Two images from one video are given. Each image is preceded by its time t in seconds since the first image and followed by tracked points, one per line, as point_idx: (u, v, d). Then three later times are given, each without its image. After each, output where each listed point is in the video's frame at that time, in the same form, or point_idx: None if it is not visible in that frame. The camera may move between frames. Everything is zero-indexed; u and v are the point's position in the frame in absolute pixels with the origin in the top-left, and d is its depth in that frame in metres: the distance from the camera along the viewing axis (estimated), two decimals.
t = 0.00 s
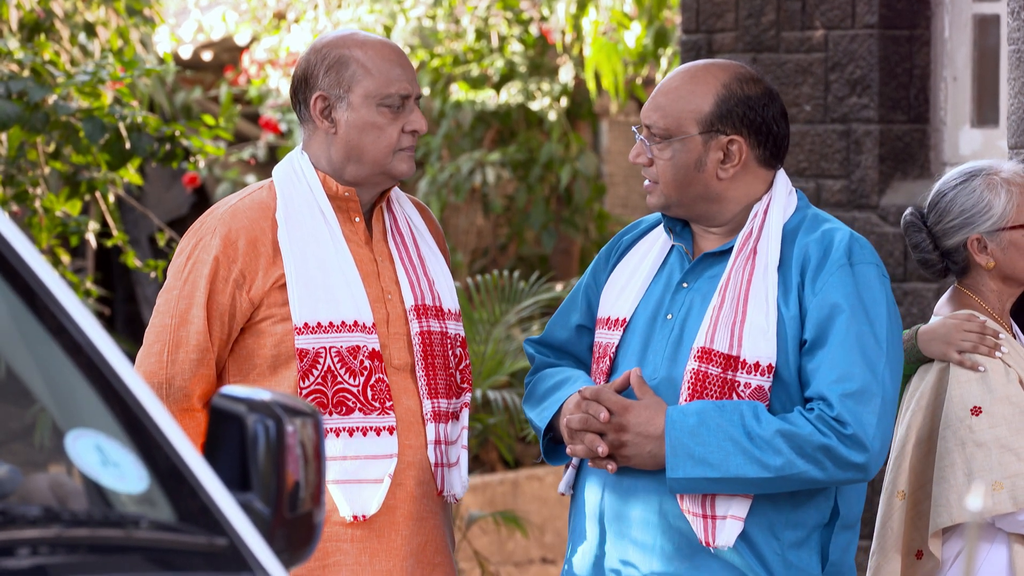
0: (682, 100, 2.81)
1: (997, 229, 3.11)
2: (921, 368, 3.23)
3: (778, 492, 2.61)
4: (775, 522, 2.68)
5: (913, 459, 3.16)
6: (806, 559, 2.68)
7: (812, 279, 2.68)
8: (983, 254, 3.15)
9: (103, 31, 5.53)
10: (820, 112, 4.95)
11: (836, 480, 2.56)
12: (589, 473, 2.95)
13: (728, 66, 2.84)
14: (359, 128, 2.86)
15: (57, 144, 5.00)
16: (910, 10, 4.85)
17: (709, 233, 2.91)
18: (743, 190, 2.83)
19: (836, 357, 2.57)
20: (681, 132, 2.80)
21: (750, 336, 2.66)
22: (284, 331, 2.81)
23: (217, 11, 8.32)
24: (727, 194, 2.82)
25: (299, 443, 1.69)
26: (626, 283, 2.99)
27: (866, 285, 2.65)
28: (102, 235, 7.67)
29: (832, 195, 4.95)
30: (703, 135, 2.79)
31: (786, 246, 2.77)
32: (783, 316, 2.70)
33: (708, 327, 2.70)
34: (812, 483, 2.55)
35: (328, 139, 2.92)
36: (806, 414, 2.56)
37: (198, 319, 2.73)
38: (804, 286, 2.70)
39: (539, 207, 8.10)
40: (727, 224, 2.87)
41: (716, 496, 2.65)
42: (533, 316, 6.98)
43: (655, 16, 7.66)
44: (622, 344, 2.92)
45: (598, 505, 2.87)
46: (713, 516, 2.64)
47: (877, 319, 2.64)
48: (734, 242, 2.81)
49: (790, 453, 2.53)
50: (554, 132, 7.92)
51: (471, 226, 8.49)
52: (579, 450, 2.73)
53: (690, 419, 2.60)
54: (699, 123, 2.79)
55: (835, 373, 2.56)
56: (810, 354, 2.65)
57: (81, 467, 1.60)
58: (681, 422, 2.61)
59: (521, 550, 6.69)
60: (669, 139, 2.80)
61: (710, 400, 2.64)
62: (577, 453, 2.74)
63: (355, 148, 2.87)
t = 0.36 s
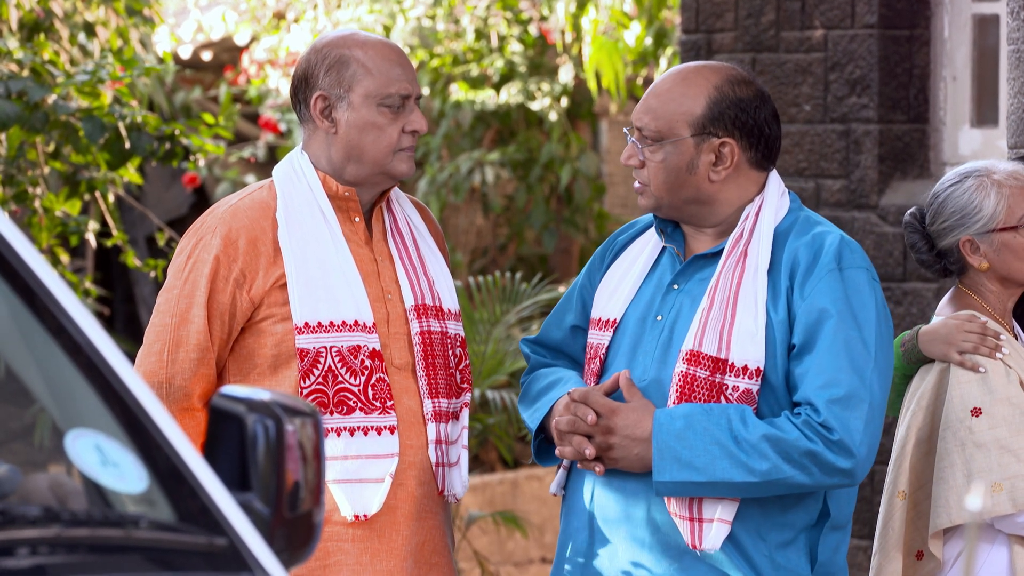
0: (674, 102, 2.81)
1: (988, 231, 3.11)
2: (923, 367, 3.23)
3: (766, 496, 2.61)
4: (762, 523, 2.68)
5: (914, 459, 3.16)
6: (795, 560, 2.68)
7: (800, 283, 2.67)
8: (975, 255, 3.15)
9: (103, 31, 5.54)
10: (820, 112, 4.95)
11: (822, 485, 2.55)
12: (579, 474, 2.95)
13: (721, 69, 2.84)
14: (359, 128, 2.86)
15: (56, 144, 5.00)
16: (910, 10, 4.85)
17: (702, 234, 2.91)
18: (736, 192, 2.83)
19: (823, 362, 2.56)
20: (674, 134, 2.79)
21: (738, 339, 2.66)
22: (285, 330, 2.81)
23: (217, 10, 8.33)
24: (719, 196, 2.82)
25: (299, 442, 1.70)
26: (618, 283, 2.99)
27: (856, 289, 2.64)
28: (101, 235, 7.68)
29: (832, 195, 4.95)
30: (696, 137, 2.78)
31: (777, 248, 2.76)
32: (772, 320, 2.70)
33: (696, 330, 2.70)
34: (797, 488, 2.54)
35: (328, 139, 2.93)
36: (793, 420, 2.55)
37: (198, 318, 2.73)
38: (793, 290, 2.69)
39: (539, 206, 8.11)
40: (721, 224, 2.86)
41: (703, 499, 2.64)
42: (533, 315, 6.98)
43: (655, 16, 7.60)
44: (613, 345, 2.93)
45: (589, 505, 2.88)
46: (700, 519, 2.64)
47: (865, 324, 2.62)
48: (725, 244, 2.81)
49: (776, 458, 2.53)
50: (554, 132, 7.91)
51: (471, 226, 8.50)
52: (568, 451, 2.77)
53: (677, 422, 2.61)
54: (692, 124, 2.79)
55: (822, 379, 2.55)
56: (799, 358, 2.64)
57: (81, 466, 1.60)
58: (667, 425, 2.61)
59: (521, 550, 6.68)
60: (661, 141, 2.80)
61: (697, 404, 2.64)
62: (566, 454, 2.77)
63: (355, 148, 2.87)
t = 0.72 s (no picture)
0: (674, 101, 2.81)
1: (986, 226, 3.11)
2: (926, 365, 3.23)
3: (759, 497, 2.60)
4: (757, 523, 2.68)
5: (916, 456, 3.16)
6: (790, 561, 2.67)
7: (797, 285, 2.66)
8: (976, 251, 3.15)
9: (104, 29, 5.53)
10: (820, 110, 4.96)
11: (815, 488, 2.54)
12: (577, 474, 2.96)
13: (721, 67, 2.84)
14: (361, 125, 2.86)
15: (57, 142, 5.00)
16: (910, 8, 4.86)
17: (703, 233, 2.91)
18: (736, 190, 2.82)
19: (817, 365, 2.55)
20: (673, 132, 2.79)
21: (734, 340, 2.66)
22: (288, 328, 2.81)
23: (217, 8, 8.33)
24: (719, 194, 2.82)
25: (299, 440, 1.70)
26: (620, 281, 3.00)
27: (853, 291, 2.63)
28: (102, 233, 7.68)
29: (832, 193, 4.95)
30: (695, 136, 2.78)
31: (776, 249, 2.76)
32: (769, 321, 2.69)
33: (693, 330, 2.70)
34: (790, 490, 2.54)
35: (330, 137, 2.93)
36: (786, 422, 2.55)
37: (201, 316, 2.73)
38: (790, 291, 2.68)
39: (539, 204, 8.11)
40: (721, 223, 2.86)
41: (696, 499, 2.64)
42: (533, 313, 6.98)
43: (656, 14, 7.59)
44: (612, 343, 2.94)
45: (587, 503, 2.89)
46: (693, 520, 2.63)
47: (862, 326, 2.62)
48: (724, 244, 2.81)
49: (768, 460, 2.52)
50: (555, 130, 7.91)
51: (471, 224, 8.52)
52: (563, 450, 2.77)
53: (671, 423, 2.61)
54: (691, 123, 2.79)
55: (816, 382, 2.54)
56: (794, 360, 2.63)
57: (81, 464, 1.60)
58: (661, 425, 2.62)
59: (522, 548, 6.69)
60: (661, 140, 2.80)
61: (692, 404, 2.64)
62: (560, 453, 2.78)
63: (357, 146, 2.87)
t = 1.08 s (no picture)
0: (676, 101, 2.81)
1: (994, 223, 3.11)
2: (929, 361, 3.23)
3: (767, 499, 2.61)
4: (768, 526, 2.67)
5: (920, 453, 3.17)
6: (801, 563, 2.67)
7: (800, 285, 2.66)
8: (982, 248, 3.16)
9: (107, 29, 5.53)
10: (823, 110, 4.96)
11: (822, 488, 2.54)
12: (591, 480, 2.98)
13: (725, 66, 2.84)
14: (367, 124, 2.86)
15: (60, 142, 5.01)
16: (913, 8, 4.85)
17: (709, 233, 2.91)
18: (741, 190, 2.82)
19: (821, 365, 2.55)
20: (676, 133, 2.79)
21: (740, 341, 2.66)
22: (295, 329, 2.81)
23: (219, 7, 8.33)
24: (723, 195, 2.81)
25: (301, 440, 1.70)
26: (628, 285, 3.01)
27: (857, 289, 2.63)
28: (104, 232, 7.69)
29: (835, 192, 4.95)
30: (698, 136, 2.78)
31: (781, 249, 2.75)
32: (773, 322, 2.69)
33: (698, 333, 2.70)
34: (797, 491, 2.54)
35: (336, 138, 2.93)
36: (791, 422, 2.55)
37: (205, 317, 2.73)
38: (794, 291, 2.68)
39: (542, 204, 8.12)
40: (727, 224, 2.86)
41: (705, 503, 2.64)
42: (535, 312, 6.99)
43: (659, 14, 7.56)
44: (621, 347, 2.95)
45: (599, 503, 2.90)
46: (702, 522, 2.64)
47: (866, 325, 2.61)
48: (729, 245, 2.81)
49: (773, 461, 2.52)
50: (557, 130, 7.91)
51: (473, 224, 8.59)
52: (571, 456, 2.79)
53: (677, 425, 2.61)
54: (694, 123, 2.78)
55: (819, 381, 2.54)
56: (799, 360, 2.63)
57: (84, 464, 1.60)
58: (667, 428, 2.62)
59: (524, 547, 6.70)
60: (664, 141, 2.80)
61: (698, 407, 2.64)
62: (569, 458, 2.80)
63: (363, 146, 2.88)
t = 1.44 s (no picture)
0: (675, 101, 2.81)
1: (994, 221, 3.11)
2: (927, 363, 3.23)
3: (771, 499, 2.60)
4: (776, 528, 2.66)
5: (917, 452, 3.17)
6: (810, 565, 2.66)
7: (801, 284, 2.66)
8: (980, 246, 3.16)
9: (107, 29, 5.53)
10: (822, 110, 4.96)
11: (825, 487, 2.53)
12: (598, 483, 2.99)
13: (724, 67, 2.83)
14: (366, 124, 2.86)
15: (59, 142, 5.01)
16: (912, 8, 4.86)
17: (713, 234, 2.92)
18: (742, 190, 2.82)
19: (821, 364, 2.55)
20: (675, 133, 2.79)
21: (742, 342, 2.66)
22: (295, 329, 2.81)
23: (218, 8, 8.34)
24: (724, 195, 2.81)
25: (300, 441, 1.70)
26: (635, 288, 3.02)
27: (858, 287, 2.62)
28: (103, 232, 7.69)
29: (835, 193, 4.95)
30: (697, 136, 2.78)
31: (783, 248, 2.75)
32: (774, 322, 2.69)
33: (701, 335, 2.70)
34: (800, 490, 2.53)
35: (335, 138, 2.93)
36: (792, 422, 2.54)
37: (204, 317, 2.73)
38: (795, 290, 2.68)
39: (542, 204, 8.11)
40: (729, 224, 2.86)
41: (710, 505, 2.65)
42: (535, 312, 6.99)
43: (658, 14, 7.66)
44: (628, 351, 2.95)
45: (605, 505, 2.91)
46: (708, 525, 2.64)
47: (867, 323, 2.60)
48: (731, 246, 2.81)
49: (775, 462, 2.52)
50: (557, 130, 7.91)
51: (473, 224, 8.57)
52: (576, 461, 2.82)
53: (678, 428, 2.61)
54: (693, 123, 2.78)
55: (819, 381, 2.53)
56: (801, 360, 2.63)
57: (83, 464, 1.59)
58: (669, 432, 2.62)
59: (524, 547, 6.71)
60: (663, 141, 2.80)
61: (700, 410, 2.64)
62: (574, 463, 2.82)
63: (362, 146, 2.88)
